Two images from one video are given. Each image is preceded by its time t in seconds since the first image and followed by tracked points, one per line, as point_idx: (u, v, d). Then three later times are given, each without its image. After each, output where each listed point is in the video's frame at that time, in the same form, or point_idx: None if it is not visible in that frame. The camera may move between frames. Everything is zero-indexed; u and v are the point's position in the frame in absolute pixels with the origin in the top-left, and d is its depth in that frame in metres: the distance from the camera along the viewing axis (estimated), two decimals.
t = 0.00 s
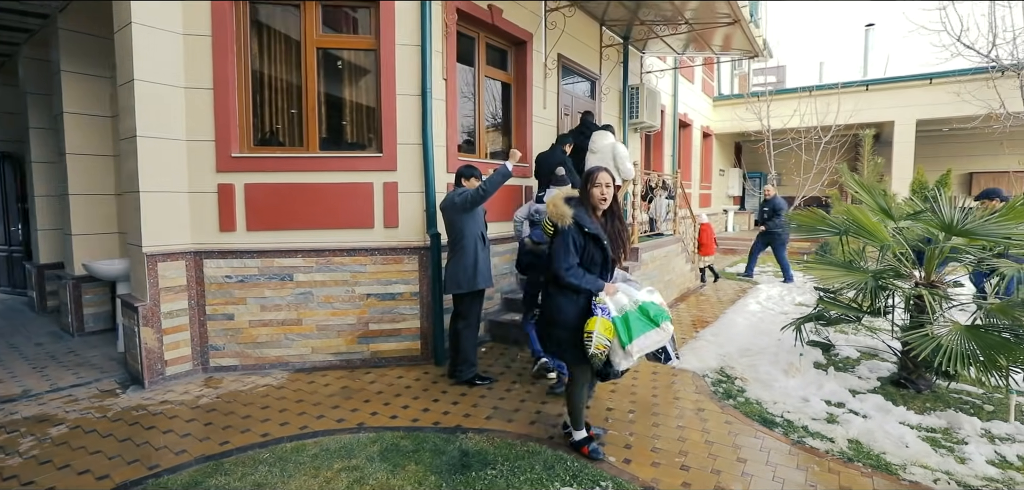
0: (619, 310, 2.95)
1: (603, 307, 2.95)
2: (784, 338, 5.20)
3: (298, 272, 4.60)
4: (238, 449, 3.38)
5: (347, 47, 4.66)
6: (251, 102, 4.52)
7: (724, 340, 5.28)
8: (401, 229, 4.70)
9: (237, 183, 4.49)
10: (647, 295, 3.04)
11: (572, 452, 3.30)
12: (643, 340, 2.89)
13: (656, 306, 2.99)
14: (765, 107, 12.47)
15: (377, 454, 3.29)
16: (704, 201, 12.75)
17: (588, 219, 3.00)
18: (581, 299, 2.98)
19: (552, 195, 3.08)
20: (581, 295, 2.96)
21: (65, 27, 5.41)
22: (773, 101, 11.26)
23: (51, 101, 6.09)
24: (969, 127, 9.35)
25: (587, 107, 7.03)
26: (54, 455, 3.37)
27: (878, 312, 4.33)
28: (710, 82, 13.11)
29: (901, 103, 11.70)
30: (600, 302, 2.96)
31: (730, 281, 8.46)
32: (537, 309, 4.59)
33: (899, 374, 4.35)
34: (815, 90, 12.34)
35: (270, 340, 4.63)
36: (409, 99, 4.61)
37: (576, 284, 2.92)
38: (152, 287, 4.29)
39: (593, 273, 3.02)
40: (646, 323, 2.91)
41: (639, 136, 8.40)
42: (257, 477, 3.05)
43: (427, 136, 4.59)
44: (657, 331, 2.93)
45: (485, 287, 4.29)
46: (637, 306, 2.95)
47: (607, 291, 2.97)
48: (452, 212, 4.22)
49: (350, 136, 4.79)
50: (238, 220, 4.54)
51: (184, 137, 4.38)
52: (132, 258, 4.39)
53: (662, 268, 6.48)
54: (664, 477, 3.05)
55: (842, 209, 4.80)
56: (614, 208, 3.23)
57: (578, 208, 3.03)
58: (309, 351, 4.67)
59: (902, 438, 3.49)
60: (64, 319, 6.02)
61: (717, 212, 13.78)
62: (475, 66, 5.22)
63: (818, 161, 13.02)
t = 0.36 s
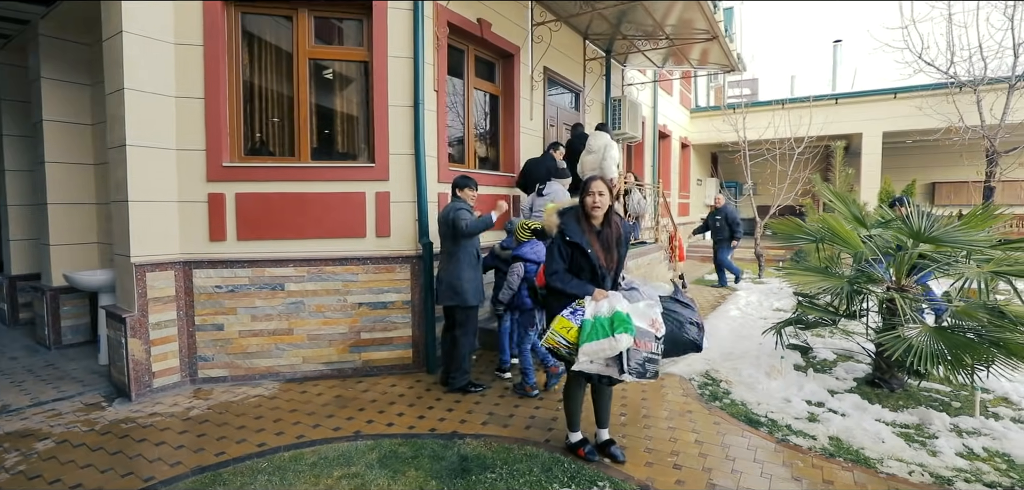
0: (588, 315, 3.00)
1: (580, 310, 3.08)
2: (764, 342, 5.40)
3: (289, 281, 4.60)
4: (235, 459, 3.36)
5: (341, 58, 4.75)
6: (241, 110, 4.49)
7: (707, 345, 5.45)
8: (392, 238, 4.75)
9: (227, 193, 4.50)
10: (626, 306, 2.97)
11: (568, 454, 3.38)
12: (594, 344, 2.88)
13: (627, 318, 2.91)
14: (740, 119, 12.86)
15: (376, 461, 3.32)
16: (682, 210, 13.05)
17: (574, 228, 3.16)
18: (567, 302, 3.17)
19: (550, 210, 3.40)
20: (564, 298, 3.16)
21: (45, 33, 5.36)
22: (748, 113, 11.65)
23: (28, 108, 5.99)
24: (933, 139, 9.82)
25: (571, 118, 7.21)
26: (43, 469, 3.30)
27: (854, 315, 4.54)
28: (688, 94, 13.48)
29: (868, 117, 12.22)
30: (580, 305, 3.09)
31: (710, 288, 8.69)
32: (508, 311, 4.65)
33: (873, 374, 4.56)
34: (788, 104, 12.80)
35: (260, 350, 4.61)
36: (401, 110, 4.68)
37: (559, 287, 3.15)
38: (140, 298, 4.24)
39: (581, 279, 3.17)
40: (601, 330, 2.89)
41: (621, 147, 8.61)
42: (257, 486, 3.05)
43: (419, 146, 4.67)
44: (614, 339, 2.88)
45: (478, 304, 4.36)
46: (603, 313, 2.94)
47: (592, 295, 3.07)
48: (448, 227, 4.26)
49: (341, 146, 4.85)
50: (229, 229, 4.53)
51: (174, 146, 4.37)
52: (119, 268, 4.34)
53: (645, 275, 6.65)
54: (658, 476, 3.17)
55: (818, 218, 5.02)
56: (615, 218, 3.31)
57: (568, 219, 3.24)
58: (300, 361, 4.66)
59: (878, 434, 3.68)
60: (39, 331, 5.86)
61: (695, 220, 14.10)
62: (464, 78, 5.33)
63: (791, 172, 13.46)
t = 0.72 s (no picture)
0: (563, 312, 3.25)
1: (560, 307, 3.33)
2: (754, 346, 5.54)
3: (288, 287, 4.61)
4: (240, 465, 3.36)
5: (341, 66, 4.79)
6: (239, 115, 4.52)
7: (700, 349, 5.59)
8: (392, 245, 4.79)
9: (226, 199, 4.52)
10: (593, 309, 3.16)
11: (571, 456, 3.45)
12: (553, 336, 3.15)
13: (586, 319, 3.11)
14: (727, 128, 13.13)
15: (382, 465, 3.35)
16: (670, 217, 13.25)
17: (568, 232, 3.36)
18: (559, 298, 3.45)
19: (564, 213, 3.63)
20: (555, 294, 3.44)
21: (40, 38, 5.36)
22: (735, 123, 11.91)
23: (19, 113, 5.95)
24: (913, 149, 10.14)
25: (563, 126, 7.35)
26: (44, 478, 3.27)
27: (840, 318, 4.71)
28: (676, 103, 13.74)
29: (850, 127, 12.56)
30: (563, 303, 3.34)
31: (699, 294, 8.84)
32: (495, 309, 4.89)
33: (861, 376, 4.71)
34: (773, 113, 13.10)
35: (259, 357, 4.61)
36: (401, 118, 4.75)
37: (554, 283, 3.47)
38: (138, 304, 4.23)
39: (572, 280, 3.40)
40: (561, 325, 3.14)
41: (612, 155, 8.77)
42: None
43: (420, 153, 4.75)
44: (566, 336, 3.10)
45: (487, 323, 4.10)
46: (571, 311, 3.18)
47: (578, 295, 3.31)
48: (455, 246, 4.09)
49: (339, 152, 4.89)
50: (228, 235, 4.53)
51: (174, 152, 4.41)
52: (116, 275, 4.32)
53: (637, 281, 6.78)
54: (659, 475, 3.26)
55: (805, 224, 5.21)
56: (617, 226, 3.39)
57: (570, 222, 3.44)
58: (298, 368, 4.67)
59: (867, 433, 3.81)
60: (27, 340, 5.76)
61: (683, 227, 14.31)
62: (462, 86, 5.42)
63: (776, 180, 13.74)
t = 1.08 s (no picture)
0: (546, 312, 3.32)
1: (547, 307, 3.40)
2: (743, 349, 5.69)
3: (286, 294, 4.62)
4: (244, 471, 3.36)
5: (340, 74, 4.85)
6: (237, 124, 4.59)
7: (690, 353, 5.72)
8: (389, 251, 4.83)
9: (224, 206, 4.51)
10: (562, 313, 3.22)
11: (572, 457, 3.52)
12: (528, 332, 3.29)
13: (551, 323, 3.17)
14: (711, 137, 13.43)
15: (386, 469, 3.37)
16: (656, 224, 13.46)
17: (557, 237, 3.36)
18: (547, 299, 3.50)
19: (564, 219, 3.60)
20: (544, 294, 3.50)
21: (29, 42, 5.34)
22: (719, 132, 12.20)
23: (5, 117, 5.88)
24: (890, 158, 10.50)
25: (554, 134, 7.49)
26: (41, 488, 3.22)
27: (825, 321, 4.88)
28: (661, 112, 14.01)
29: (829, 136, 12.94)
30: (549, 304, 3.40)
31: (686, 300, 9.00)
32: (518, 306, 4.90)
33: (846, 377, 4.87)
34: (756, 123, 13.44)
35: (255, 364, 4.60)
36: (399, 125, 4.81)
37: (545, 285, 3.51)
38: (134, 311, 4.19)
39: (558, 282, 3.42)
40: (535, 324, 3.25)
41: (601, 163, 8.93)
42: None
43: (418, 160, 4.81)
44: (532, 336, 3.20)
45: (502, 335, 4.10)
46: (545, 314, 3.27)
47: (561, 298, 3.36)
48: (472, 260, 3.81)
49: (336, 160, 4.92)
50: (225, 242, 4.52)
51: (171, 159, 4.40)
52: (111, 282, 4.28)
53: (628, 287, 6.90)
54: (659, 474, 3.35)
55: (791, 232, 5.40)
56: (605, 232, 3.34)
57: (564, 228, 3.43)
58: (295, 375, 4.67)
59: (854, 431, 3.96)
60: (11, 349, 5.64)
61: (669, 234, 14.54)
62: (457, 95, 5.51)
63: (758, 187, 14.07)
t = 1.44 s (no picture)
0: (539, 316, 3.37)
1: (540, 311, 3.45)
2: (728, 352, 5.86)
3: (280, 300, 4.63)
4: (243, 477, 3.35)
5: (333, 82, 4.90)
6: (231, 131, 4.61)
7: (677, 356, 5.86)
8: (383, 258, 4.88)
9: (218, 212, 4.52)
10: (558, 315, 3.29)
11: (568, 458, 3.60)
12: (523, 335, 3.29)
13: (548, 325, 3.21)
14: (693, 145, 13.72)
15: (386, 473, 3.41)
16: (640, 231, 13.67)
17: (552, 243, 3.46)
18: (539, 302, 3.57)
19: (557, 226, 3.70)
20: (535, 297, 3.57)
21: (15, 46, 5.28)
22: (701, 141, 12.49)
23: None
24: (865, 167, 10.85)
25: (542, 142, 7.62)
26: None
27: (806, 323, 5.07)
28: (644, 121, 14.28)
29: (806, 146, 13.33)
30: (542, 308, 3.45)
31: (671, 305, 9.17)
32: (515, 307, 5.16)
33: (827, 378, 5.05)
34: (736, 132, 13.78)
35: (248, 371, 4.59)
36: (393, 133, 4.88)
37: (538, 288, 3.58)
38: (126, 318, 4.16)
39: (551, 286, 3.51)
40: (530, 326, 3.28)
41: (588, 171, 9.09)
42: None
43: (411, 168, 4.89)
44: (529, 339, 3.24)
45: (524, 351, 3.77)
46: (540, 316, 3.32)
47: (554, 301, 3.44)
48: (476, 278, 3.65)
49: (329, 167, 4.97)
50: (218, 249, 4.52)
51: (163, 166, 4.40)
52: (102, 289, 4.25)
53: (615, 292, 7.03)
54: (653, 473, 3.44)
55: (773, 238, 5.56)
56: (598, 239, 3.44)
57: (558, 234, 3.52)
58: (288, 381, 4.67)
59: (836, 428, 4.12)
60: None
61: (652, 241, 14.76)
62: (448, 104, 5.61)
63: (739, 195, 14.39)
